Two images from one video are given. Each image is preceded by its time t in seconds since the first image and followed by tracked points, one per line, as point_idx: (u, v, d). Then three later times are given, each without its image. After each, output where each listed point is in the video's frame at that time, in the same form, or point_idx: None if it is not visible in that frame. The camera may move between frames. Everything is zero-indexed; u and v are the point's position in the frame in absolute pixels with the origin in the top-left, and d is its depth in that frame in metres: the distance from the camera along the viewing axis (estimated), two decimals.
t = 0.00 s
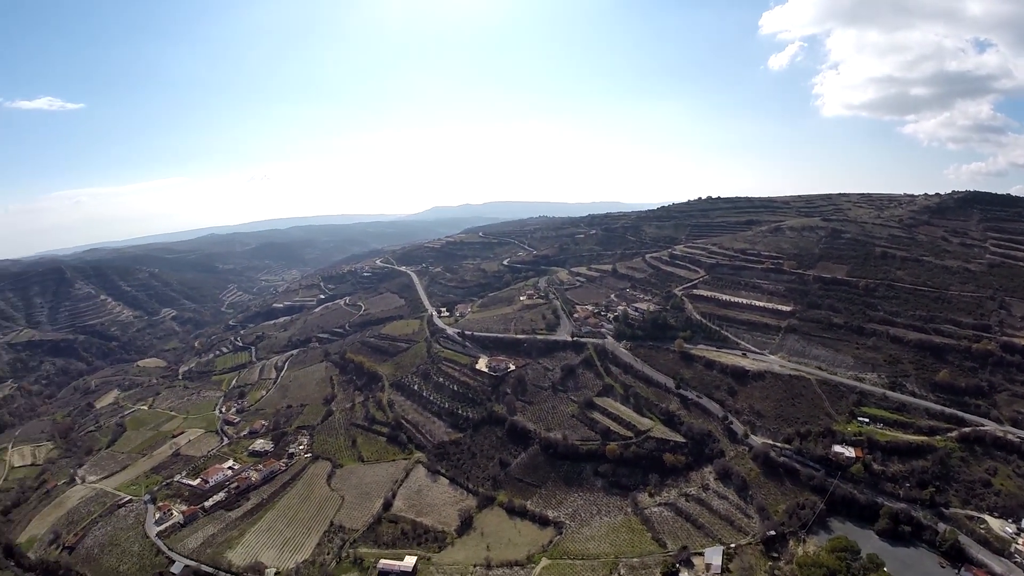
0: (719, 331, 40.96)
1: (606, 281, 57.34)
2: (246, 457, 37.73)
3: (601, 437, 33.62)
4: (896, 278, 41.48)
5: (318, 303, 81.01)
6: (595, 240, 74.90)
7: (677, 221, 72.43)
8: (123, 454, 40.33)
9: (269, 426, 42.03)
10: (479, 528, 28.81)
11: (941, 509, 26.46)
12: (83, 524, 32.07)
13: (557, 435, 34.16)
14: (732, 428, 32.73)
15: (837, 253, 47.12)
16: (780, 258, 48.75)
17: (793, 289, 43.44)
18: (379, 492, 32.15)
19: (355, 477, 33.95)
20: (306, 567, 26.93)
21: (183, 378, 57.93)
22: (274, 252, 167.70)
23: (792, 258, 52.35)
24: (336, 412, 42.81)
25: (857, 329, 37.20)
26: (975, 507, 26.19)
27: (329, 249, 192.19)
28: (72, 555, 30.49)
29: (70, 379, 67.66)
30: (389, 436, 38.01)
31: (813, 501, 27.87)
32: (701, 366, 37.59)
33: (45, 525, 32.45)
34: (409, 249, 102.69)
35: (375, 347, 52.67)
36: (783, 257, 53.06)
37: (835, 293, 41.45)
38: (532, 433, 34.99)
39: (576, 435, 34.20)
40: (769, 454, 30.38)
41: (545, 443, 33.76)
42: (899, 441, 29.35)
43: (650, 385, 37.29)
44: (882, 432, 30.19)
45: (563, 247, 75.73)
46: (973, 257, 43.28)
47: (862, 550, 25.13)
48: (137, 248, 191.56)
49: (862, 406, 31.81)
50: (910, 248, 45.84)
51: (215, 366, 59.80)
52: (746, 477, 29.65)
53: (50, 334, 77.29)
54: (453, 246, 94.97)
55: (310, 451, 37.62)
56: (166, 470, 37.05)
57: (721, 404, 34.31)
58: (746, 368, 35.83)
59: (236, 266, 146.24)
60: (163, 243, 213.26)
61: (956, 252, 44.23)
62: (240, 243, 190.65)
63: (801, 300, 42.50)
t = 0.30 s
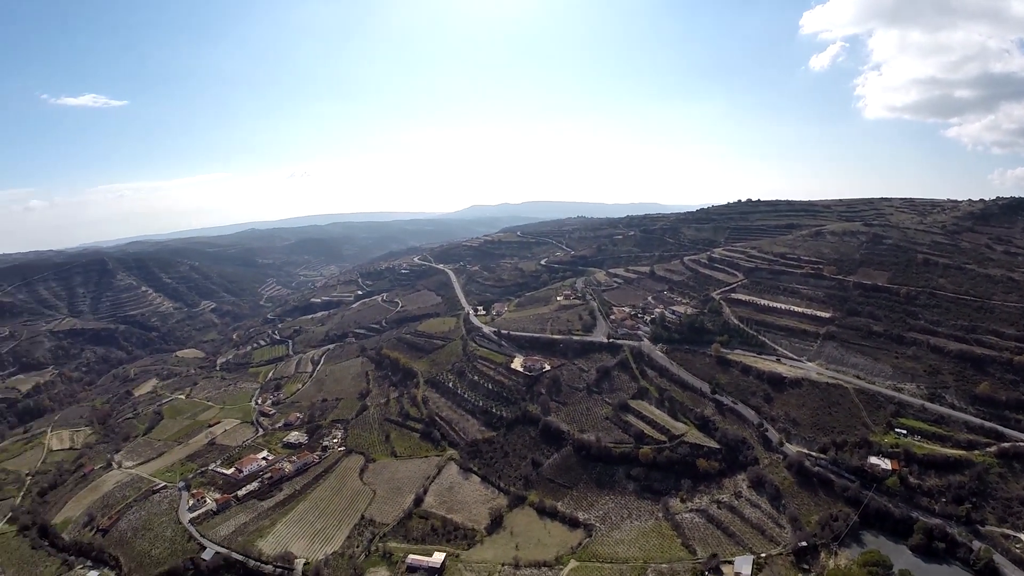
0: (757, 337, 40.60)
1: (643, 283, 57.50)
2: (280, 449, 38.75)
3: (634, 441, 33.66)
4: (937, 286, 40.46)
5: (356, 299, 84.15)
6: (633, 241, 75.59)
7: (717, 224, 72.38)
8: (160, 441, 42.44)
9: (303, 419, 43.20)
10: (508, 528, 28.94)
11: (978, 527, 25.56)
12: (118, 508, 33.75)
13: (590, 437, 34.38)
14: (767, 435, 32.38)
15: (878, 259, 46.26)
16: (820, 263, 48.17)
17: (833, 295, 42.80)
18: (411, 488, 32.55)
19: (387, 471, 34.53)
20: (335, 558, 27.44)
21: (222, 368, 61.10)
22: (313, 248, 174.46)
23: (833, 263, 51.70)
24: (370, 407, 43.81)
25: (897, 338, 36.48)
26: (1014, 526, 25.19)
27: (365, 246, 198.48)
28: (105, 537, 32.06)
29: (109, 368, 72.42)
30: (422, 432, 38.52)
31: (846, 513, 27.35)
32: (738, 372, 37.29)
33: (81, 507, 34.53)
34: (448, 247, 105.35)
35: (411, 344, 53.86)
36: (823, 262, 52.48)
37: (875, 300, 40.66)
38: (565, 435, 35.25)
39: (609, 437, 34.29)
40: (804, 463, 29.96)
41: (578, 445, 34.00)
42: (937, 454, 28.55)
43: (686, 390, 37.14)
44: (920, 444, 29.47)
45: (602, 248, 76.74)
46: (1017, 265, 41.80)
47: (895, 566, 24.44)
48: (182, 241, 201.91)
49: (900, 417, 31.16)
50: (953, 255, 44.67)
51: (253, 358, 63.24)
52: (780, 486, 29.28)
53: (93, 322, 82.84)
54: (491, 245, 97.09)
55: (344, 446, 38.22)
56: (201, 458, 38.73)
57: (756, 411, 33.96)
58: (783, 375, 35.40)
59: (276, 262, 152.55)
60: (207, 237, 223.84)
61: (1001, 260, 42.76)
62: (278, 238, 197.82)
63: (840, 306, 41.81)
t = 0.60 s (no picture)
0: (795, 343, 40.37)
1: (681, 287, 57.99)
2: (314, 440, 41.26)
3: (668, 445, 34.05)
4: (981, 296, 39.34)
5: (393, 296, 88.90)
6: (671, 245, 76.85)
7: (756, 228, 72.57)
8: (195, 430, 45.05)
9: (337, 413, 45.67)
10: (539, 528, 29.54)
11: (1015, 546, 24.19)
12: (152, 494, 36.03)
13: (623, 440, 35.00)
14: (802, 444, 32.21)
15: (921, 267, 45.37)
16: (860, 270, 47.70)
17: (873, 303, 42.25)
18: (441, 485, 33.96)
19: (420, 466, 35.81)
20: (365, 550, 28.58)
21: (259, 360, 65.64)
22: (355, 245, 182.21)
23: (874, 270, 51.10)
24: (405, 403, 45.81)
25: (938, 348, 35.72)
26: None
27: (405, 244, 205.72)
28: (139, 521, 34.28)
29: (146, 357, 78.87)
30: (456, 430, 40.13)
31: (880, 527, 26.68)
32: (775, 379, 37.19)
33: (116, 491, 37.26)
34: (487, 247, 108.50)
35: (448, 342, 56.50)
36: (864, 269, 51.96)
37: (916, 309, 39.91)
38: (598, 437, 36.15)
39: (643, 441, 34.77)
40: (838, 474, 29.57)
41: (612, 447, 34.75)
42: (975, 469, 27.51)
43: (721, 395, 37.26)
44: (958, 459, 28.51)
45: (640, 250, 78.12)
46: None
47: None
48: (231, 236, 214.19)
49: (938, 431, 30.42)
50: (997, 264, 43.38)
51: (288, 352, 66.06)
52: (813, 496, 28.88)
53: (137, 313, 90.65)
54: (530, 246, 99.74)
55: (377, 440, 40.12)
56: (235, 448, 41.28)
57: (792, 419, 33.84)
58: (821, 384, 35.18)
59: (317, 258, 159.91)
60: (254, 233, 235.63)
61: None
62: (316, 238, 206.61)
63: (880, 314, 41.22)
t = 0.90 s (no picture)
0: (833, 351, 40.16)
1: (718, 291, 57.99)
2: (348, 435, 43.36)
3: (702, 451, 34.16)
4: None
5: (429, 295, 91.88)
6: (708, 248, 77.21)
7: (795, 232, 72.32)
8: (230, 423, 47.79)
9: (373, 409, 48.07)
10: (569, 530, 30.09)
11: None
12: (185, 482, 38.01)
13: (656, 444, 35.17)
14: (837, 455, 32.13)
15: (963, 275, 44.45)
16: (900, 277, 47.13)
17: (912, 312, 41.66)
18: (473, 483, 34.77)
19: (451, 465, 37.19)
20: (395, 546, 29.57)
21: (296, 355, 69.69)
22: (392, 242, 186.86)
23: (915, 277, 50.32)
24: (438, 402, 47.68)
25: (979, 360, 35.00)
26: None
27: (440, 241, 210.17)
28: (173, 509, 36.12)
29: (184, 348, 81.91)
30: (489, 430, 41.57)
31: (914, 542, 26.18)
32: (812, 388, 37.15)
33: (150, 479, 39.36)
34: (524, 247, 110.28)
35: (483, 341, 58.49)
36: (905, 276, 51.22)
37: (957, 319, 39.17)
38: (632, 440, 36.37)
39: (677, 446, 34.92)
40: (873, 486, 29.30)
41: (645, 452, 35.02)
42: (1015, 487, 26.77)
43: (757, 402, 37.31)
44: (997, 475, 27.82)
45: (677, 253, 78.54)
46: None
47: None
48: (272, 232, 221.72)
49: (977, 445, 29.82)
50: None
51: (325, 348, 71.14)
52: (847, 508, 28.64)
53: (176, 305, 94.66)
54: (567, 246, 101.04)
55: (411, 437, 41.96)
56: (270, 440, 43.43)
57: (828, 429, 33.77)
58: (858, 394, 35.07)
59: (356, 255, 164.75)
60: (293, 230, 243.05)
61: None
62: (348, 235, 210.53)
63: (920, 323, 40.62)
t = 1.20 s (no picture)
0: (872, 359, 39.76)
1: (757, 293, 57.64)
2: (380, 428, 44.70)
3: (735, 456, 34.18)
4: None
5: (467, 291, 93.21)
6: (747, 250, 77.00)
7: (836, 236, 71.53)
8: (265, 412, 49.83)
9: (406, 403, 49.50)
10: (598, 531, 30.65)
11: None
12: (219, 469, 39.52)
13: (690, 448, 35.31)
14: (872, 465, 31.86)
15: (1009, 284, 43.27)
16: (942, 285, 46.24)
17: (953, 320, 40.88)
18: (504, 480, 35.63)
19: (483, 463, 38.03)
20: (423, 540, 30.39)
21: (332, 348, 72.49)
22: (430, 239, 189.10)
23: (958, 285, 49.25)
24: (473, 397, 48.80)
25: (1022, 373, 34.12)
26: None
27: (477, 237, 212.24)
28: (206, 495, 37.65)
29: (222, 339, 84.34)
30: (522, 427, 42.50)
31: (947, 558, 25.61)
32: (849, 396, 36.89)
33: (184, 465, 41.04)
34: (561, 245, 110.92)
35: (519, 339, 59.74)
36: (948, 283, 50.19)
37: (1001, 329, 38.24)
38: (666, 442, 36.54)
39: (710, 450, 35.02)
40: (908, 499, 28.84)
41: (677, 455, 35.21)
42: None
43: (793, 408, 37.26)
44: None
45: (715, 254, 78.35)
46: None
47: None
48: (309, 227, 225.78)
49: (1017, 461, 29.12)
50: None
51: (361, 341, 73.69)
52: (880, 520, 28.26)
53: (216, 296, 97.23)
54: (605, 246, 101.42)
55: (445, 432, 43.01)
56: (304, 430, 45.05)
57: (865, 439, 33.52)
58: (896, 404, 34.71)
59: (394, 251, 167.60)
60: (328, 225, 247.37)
61: None
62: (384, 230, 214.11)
63: (961, 332, 39.81)
